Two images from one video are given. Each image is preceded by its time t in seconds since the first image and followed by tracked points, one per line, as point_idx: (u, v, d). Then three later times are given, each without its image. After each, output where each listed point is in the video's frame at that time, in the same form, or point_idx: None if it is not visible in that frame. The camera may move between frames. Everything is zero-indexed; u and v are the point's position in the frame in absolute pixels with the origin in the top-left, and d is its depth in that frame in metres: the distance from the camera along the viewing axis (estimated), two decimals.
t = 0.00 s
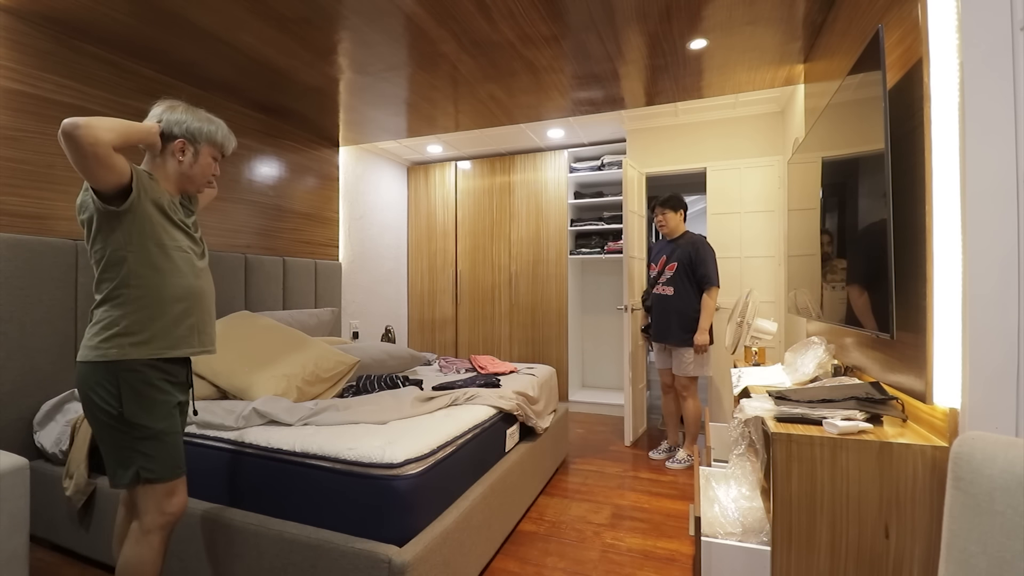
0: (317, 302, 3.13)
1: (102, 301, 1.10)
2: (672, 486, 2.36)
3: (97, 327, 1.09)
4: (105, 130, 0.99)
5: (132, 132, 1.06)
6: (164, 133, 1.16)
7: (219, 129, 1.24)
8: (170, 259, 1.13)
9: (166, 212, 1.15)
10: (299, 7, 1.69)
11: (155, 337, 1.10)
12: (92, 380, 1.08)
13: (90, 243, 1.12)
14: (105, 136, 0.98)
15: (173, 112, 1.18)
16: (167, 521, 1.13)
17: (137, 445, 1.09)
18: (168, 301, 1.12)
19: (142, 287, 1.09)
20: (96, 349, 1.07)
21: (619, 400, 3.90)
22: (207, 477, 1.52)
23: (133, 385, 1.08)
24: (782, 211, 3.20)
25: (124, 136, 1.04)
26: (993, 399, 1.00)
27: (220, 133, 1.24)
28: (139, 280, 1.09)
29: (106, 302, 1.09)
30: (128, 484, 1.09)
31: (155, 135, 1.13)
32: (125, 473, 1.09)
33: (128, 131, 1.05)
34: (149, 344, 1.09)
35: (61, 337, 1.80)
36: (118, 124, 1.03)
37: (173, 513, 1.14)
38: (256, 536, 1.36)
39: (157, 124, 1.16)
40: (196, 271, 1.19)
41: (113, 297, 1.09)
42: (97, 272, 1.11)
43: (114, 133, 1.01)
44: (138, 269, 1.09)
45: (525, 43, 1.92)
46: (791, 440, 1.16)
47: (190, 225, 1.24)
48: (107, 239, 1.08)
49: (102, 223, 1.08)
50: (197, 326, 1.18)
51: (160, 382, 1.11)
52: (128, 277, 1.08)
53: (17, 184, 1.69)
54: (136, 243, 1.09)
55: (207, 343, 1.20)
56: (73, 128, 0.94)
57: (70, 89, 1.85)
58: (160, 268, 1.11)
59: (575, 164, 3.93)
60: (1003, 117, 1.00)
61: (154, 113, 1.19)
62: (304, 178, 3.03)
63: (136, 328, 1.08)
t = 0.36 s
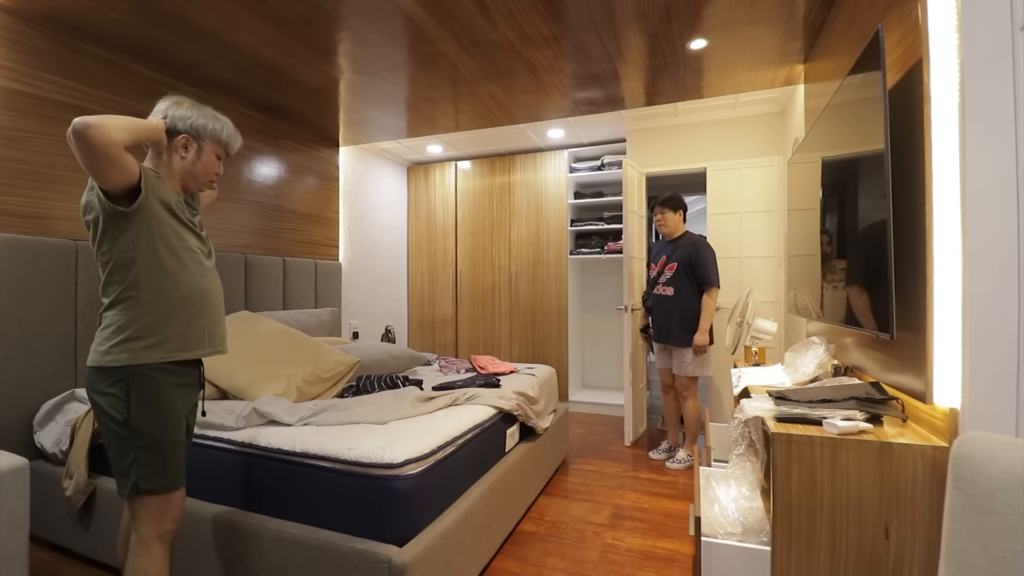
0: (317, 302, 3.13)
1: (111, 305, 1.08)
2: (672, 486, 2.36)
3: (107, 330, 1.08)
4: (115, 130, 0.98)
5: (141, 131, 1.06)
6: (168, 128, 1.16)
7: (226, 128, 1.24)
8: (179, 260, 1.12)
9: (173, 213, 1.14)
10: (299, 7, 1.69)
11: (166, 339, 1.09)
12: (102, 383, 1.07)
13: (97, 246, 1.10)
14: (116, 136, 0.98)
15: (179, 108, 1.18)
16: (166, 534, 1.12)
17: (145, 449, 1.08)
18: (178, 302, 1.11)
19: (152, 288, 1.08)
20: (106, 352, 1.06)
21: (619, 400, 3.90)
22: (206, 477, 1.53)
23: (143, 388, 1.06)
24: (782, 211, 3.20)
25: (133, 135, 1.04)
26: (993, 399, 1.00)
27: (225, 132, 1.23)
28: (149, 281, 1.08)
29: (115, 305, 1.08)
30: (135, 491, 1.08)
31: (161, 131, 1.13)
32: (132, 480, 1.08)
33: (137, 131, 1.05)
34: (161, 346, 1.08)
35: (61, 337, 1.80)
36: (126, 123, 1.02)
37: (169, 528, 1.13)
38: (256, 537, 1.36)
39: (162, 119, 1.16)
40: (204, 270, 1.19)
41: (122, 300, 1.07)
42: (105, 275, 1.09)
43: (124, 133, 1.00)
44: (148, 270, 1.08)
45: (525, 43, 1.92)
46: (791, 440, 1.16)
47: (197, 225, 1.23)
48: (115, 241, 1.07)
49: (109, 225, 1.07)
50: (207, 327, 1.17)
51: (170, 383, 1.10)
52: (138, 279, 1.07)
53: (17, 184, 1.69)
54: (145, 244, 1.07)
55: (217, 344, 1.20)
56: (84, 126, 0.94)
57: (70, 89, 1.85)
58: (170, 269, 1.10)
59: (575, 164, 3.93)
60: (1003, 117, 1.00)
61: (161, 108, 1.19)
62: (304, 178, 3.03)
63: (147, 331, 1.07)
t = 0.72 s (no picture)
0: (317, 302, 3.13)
1: (113, 309, 1.07)
2: (672, 486, 2.36)
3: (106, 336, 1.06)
4: (123, 128, 0.95)
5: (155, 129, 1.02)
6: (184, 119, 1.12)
7: (249, 127, 1.17)
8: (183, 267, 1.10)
9: (181, 215, 1.11)
10: (299, 7, 1.69)
11: (168, 351, 1.07)
12: (103, 390, 1.06)
13: (103, 246, 1.08)
14: (124, 136, 0.95)
15: (206, 99, 1.14)
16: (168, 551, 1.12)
17: (148, 464, 1.06)
18: (181, 312, 1.09)
19: (155, 296, 1.06)
20: (106, 361, 1.05)
21: (619, 400, 3.90)
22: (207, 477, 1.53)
23: (146, 400, 1.05)
24: (782, 211, 3.20)
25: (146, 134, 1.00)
26: (993, 399, 1.00)
27: (247, 131, 1.17)
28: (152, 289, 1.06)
29: (116, 310, 1.06)
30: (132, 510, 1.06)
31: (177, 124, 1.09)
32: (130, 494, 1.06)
33: (151, 127, 1.00)
34: (162, 358, 1.06)
35: (61, 337, 1.80)
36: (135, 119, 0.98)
37: (171, 543, 1.13)
38: (256, 536, 1.36)
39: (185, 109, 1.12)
40: (210, 277, 1.17)
41: (126, 306, 1.06)
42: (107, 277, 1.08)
43: (134, 131, 0.97)
44: (151, 277, 1.05)
45: (525, 43, 1.92)
46: (791, 440, 1.16)
47: (207, 227, 1.20)
48: (119, 243, 1.05)
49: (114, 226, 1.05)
50: (210, 338, 1.15)
51: (174, 395, 1.09)
52: (140, 286, 1.05)
53: (17, 184, 1.69)
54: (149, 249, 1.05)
55: (220, 355, 1.18)
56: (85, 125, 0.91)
57: (70, 89, 1.85)
58: (173, 277, 1.08)
59: (575, 164, 3.93)
60: (1003, 117, 1.00)
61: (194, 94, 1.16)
62: (304, 178, 3.03)
63: (148, 341, 1.05)
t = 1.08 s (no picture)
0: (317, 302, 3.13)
1: (105, 311, 1.07)
2: (672, 486, 2.36)
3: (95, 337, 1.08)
4: (104, 134, 0.93)
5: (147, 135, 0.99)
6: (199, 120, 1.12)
7: (264, 134, 1.15)
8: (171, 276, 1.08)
9: (178, 221, 1.10)
10: (300, 7, 1.69)
11: (149, 361, 1.06)
12: (92, 393, 1.07)
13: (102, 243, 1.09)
14: (102, 143, 0.92)
15: (223, 102, 1.13)
16: (158, 555, 1.11)
17: (129, 472, 1.05)
18: (166, 321, 1.08)
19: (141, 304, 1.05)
20: (90, 364, 1.06)
21: (619, 400, 3.90)
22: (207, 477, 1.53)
23: (129, 408, 1.05)
24: (782, 211, 3.20)
25: (133, 139, 0.97)
26: (993, 399, 1.00)
27: (261, 137, 1.15)
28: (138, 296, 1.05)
29: (107, 312, 1.07)
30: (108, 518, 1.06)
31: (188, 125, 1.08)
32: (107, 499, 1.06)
33: (140, 132, 0.98)
34: (142, 368, 1.05)
35: (61, 337, 1.80)
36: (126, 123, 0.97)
37: (161, 548, 1.12)
38: (256, 536, 1.36)
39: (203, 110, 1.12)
40: (203, 286, 1.14)
41: (116, 310, 1.05)
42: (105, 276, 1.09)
43: (116, 138, 0.94)
44: (137, 283, 1.05)
45: (525, 43, 1.92)
46: (791, 440, 1.16)
47: (209, 233, 1.18)
48: (115, 245, 1.05)
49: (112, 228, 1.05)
50: (197, 350, 1.14)
51: (160, 405, 1.08)
52: (127, 291, 1.05)
53: (17, 183, 1.69)
54: (139, 254, 1.04)
55: (208, 368, 1.16)
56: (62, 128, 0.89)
57: (70, 89, 1.85)
58: (161, 285, 1.07)
59: (575, 164, 3.93)
60: (1003, 117, 1.00)
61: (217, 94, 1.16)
62: (304, 178, 3.03)
63: (130, 349, 1.04)
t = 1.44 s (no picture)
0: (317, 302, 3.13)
1: (113, 310, 1.07)
2: (672, 486, 2.36)
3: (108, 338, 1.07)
4: (89, 124, 0.94)
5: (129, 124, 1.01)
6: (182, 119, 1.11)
7: (246, 118, 1.16)
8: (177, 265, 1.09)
9: (175, 212, 1.10)
10: (300, 7, 1.69)
11: (165, 351, 1.06)
12: (106, 389, 1.06)
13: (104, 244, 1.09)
14: (87, 130, 0.94)
15: (199, 96, 1.13)
16: (168, 547, 1.11)
17: (144, 463, 1.04)
18: (175, 311, 1.08)
19: (150, 296, 1.05)
20: (104, 362, 1.05)
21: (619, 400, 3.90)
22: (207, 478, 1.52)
23: (146, 399, 1.04)
24: (782, 211, 3.20)
25: (116, 130, 0.99)
26: (994, 399, 1.00)
27: (245, 123, 1.16)
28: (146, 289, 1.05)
29: (115, 310, 1.07)
30: (127, 509, 1.05)
31: (171, 123, 1.09)
32: (125, 491, 1.05)
33: (123, 121, 0.99)
34: (158, 357, 1.05)
35: (61, 337, 1.80)
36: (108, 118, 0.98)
37: (172, 540, 1.12)
38: (256, 536, 1.36)
39: (181, 109, 1.12)
40: (208, 275, 1.15)
41: (123, 305, 1.06)
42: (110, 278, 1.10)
43: (99, 126, 0.96)
44: (144, 277, 1.05)
45: (525, 43, 1.92)
46: (791, 440, 1.16)
47: (208, 224, 1.19)
48: (116, 244, 1.05)
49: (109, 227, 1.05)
50: (209, 338, 1.14)
51: (172, 396, 1.08)
52: (134, 285, 1.05)
53: (17, 183, 1.69)
54: (142, 248, 1.05)
55: (222, 355, 1.16)
56: (48, 122, 0.90)
57: (70, 89, 1.85)
58: (168, 275, 1.07)
59: (575, 164, 3.93)
60: (1003, 117, 1.00)
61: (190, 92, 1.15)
62: (304, 178, 3.03)
63: (145, 340, 1.04)
